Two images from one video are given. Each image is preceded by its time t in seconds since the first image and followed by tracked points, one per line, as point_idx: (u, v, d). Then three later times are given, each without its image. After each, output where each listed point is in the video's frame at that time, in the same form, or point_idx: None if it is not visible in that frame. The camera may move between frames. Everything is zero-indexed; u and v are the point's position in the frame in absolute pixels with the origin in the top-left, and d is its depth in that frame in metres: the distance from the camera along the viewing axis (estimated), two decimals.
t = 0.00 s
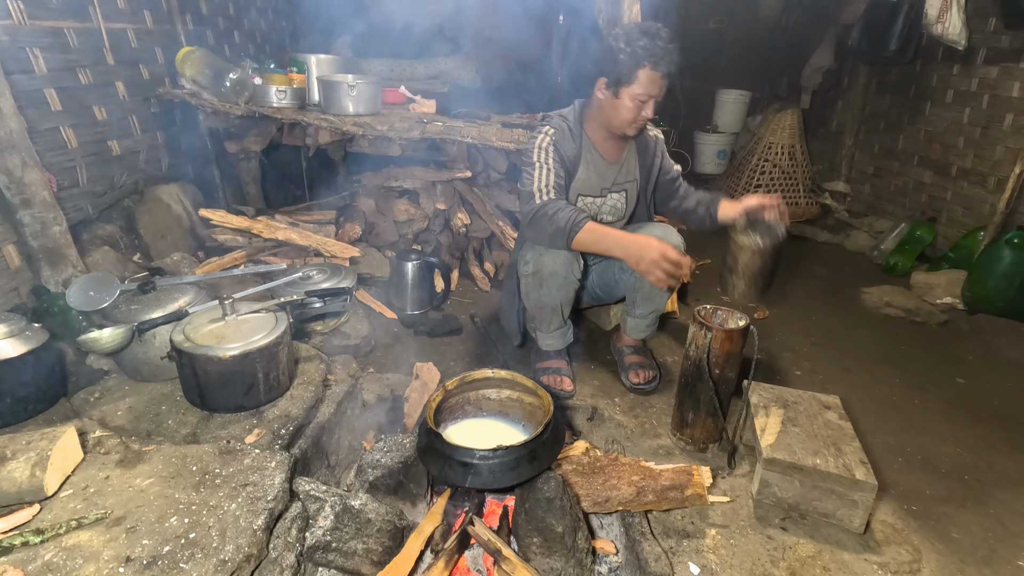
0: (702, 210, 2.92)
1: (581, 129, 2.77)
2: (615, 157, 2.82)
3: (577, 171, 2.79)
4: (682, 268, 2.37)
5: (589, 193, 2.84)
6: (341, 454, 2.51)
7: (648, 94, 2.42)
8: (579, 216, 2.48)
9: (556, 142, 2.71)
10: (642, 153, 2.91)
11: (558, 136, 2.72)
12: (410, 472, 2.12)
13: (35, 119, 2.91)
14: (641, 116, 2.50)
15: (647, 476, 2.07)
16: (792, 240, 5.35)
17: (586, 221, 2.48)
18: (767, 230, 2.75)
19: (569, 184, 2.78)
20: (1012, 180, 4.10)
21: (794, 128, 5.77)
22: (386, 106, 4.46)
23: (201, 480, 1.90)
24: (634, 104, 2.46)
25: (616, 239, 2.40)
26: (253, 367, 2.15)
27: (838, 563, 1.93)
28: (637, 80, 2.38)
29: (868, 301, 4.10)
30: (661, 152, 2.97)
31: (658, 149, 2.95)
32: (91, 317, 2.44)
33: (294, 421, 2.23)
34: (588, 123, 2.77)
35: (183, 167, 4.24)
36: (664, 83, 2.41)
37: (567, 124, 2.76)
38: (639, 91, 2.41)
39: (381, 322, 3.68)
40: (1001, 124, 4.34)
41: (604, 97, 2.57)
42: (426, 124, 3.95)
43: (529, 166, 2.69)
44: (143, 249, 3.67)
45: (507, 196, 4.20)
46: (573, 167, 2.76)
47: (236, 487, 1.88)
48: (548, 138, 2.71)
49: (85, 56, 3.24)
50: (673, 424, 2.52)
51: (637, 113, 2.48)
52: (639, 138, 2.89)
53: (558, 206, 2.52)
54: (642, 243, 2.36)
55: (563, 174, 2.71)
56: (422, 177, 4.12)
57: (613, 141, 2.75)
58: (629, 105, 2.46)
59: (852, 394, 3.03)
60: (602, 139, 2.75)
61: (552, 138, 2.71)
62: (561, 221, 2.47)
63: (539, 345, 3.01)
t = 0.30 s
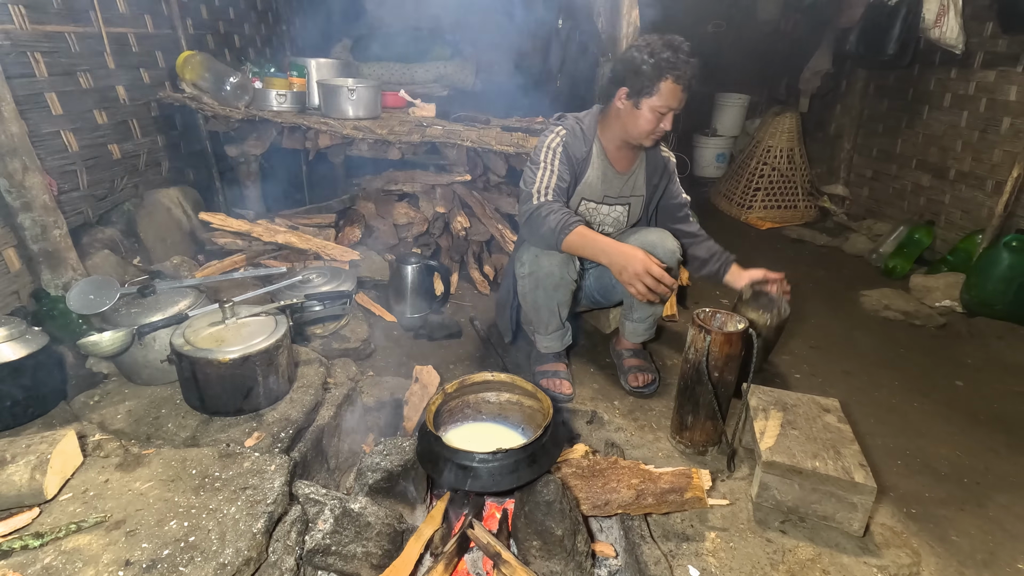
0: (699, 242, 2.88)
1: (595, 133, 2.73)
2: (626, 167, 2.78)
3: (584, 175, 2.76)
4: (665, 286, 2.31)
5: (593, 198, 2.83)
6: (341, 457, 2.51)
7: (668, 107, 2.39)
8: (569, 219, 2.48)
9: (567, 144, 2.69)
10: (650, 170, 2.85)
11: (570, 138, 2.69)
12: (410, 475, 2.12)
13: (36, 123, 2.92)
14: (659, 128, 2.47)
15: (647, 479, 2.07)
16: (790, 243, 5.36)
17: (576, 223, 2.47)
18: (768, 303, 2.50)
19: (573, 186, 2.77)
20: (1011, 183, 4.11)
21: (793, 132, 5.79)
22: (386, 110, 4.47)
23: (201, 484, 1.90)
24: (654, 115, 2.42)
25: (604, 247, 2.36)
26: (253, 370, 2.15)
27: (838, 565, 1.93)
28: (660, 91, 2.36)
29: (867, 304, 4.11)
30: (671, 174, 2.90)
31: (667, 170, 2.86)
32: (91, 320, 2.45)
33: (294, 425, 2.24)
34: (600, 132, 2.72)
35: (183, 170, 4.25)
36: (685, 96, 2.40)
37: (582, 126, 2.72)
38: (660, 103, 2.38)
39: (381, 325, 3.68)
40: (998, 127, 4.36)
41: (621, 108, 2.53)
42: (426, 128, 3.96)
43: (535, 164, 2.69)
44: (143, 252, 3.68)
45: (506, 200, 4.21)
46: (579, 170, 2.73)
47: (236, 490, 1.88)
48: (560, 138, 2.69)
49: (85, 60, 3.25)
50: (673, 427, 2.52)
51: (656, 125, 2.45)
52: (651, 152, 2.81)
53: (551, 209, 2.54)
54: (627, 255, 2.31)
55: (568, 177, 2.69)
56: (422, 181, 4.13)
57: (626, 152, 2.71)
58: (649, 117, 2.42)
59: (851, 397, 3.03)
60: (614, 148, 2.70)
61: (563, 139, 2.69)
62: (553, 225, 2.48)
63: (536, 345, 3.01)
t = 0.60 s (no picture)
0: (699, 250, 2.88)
1: (608, 140, 2.73)
2: (635, 178, 2.80)
3: (590, 181, 2.79)
4: (651, 304, 2.34)
5: (599, 205, 2.87)
6: (341, 457, 2.51)
7: (686, 123, 2.37)
8: (566, 224, 2.48)
9: (577, 147, 2.69)
10: (658, 185, 2.87)
11: (582, 143, 2.70)
12: (409, 475, 2.14)
13: (37, 123, 2.92)
14: (675, 143, 2.46)
15: (646, 479, 2.08)
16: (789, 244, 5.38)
17: (572, 230, 2.47)
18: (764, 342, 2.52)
19: (577, 190, 2.79)
20: (1009, 184, 4.12)
21: (793, 132, 5.80)
22: (386, 110, 4.47)
23: (201, 484, 1.90)
24: (670, 131, 2.40)
25: (596, 258, 2.37)
26: (254, 370, 2.16)
27: (837, 565, 1.93)
28: (678, 108, 2.33)
29: (866, 304, 4.12)
30: (679, 195, 2.91)
31: (674, 188, 2.88)
32: (92, 320, 2.45)
33: (294, 425, 2.24)
34: (613, 139, 2.72)
35: (183, 170, 4.26)
36: (703, 111, 2.36)
37: (595, 132, 2.72)
38: (676, 119, 2.35)
39: (381, 325, 3.69)
40: (997, 128, 4.36)
41: (637, 120, 2.49)
42: (425, 129, 3.98)
43: (543, 164, 2.70)
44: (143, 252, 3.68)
45: (506, 201, 4.21)
46: (588, 175, 2.76)
47: (236, 490, 1.88)
48: (572, 141, 2.69)
49: (85, 61, 3.25)
50: (672, 427, 2.52)
51: (671, 140, 2.43)
52: (662, 169, 2.83)
53: (551, 211, 2.54)
54: (618, 269, 2.33)
55: (571, 180, 2.70)
56: (422, 181, 4.12)
57: (637, 162, 2.70)
58: (665, 132, 2.40)
59: (850, 397, 3.04)
60: (624, 158, 2.71)
61: (575, 142, 2.69)
62: (552, 227, 2.48)
63: (535, 346, 3.01)
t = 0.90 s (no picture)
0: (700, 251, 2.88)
1: (611, 143, 2.73)
2: (637, 183, 2.80)
3: (593, 184, 2.79)
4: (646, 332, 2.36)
5: (601, 209, 2.88)
6: (343, 457, 2.52)
7: (687, 128, 2.35)
8: (574, 236, 2.48)
9: (582, 151, 2.67)
10: (662, 189, 2.87)
11: (587, 146, 2.68)
12: (410, 475, 2.14)
13: (40, 124, 2.93)
14: (675, 148, 2.44)
15: (647, 480, 2.08)
16: (790, 244, 5.38)
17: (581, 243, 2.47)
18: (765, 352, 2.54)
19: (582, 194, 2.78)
20: (1011, 184, 4.11)
21: (795, 133, 5.80)
22: (388, 111, 4.48)
23: (204, 483, 1.91)
24: (670, 135, 2.39)
25: (598, 278, 2.38)
26: (256, 371, 2.17)
27: (838, 566, 1.93)
28: (678, 112, 2.32)
29: (867, 305, 4.11)
30: (682, 198, 2.92)
31: (678, 192, 2.89)
32: (94, 320, 2.46)
33: (296, 425, 2.25)
34: (616, 143, 2.72)
35: (185, 171, 4.27)
36: (704, 118, 2.35)
37: (598, 136, 2.71)
38: (678, 124, 2.34)
39: (382, 326, 3.69)
40: (999, 128, 4.35)
41: (638, 124, 2.49)
42: (427, 129, 4.01)
43: (549, 169, 2.67)
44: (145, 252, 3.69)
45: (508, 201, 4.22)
46: (592, 178, 2.75)
47: (238, 489, 1.89)
48: (577, 145, 2.67)
49: (89, 61, 3.26)
50: (673, 427, 2.53)
51: (671, 144, 2.41)
52: (666, 171, 2.82)
53: (561, 220, 2.54)
54: (619, 292, 2.33)
55: (579, 186, 2.69)
56: (423, 181, 4.12)
57: (639, 166, 2.70)
58: (665, 136, 2.38)
59: (851, 398, 3.04)
60: (627, 162, 2.71)
61: (580, 146, 2.67)
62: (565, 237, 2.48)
63: (534, 347, 3.02)
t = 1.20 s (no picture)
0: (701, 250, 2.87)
1: (612, 145, 2.72)
2: (640, 182, 2.80)
3: (599, 189, 2.79)
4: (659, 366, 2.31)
5: (606, 211, 2.87)
6: (344, 455, 2.52)
7: (676, 122, 2.33)
8: (597, 266, 2.52)
9: (585, 159, 2.67)
10: (665, 185, 2.87)
11: (589, 153, 2.68)
12: (410, 473, 2.13)
13: (44, 122, 2.94)
14: (667, 143, 2.41)
15: (648, 480, 2.08)
16: (793, 243, 5.37)
17: (601, 274, 2.52)
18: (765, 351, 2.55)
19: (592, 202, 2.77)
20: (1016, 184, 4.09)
21: (798, 131, 5.78)
22: (390, 109, 4.48)
23: (206, 481, 1.91)
24: (661, 129, 2.37)
25: (614, 308, 2.43)
26: (258, 369, 2.17)
27: (840, 567, 1.93)
28: (665, 106, 2.30)
29: (870, 304, 4.10)
30: (685, 193, 2.93)
31: (682, 187, 2.89)
32: (97, 318, 2.47)
33: (298, 423, 2.25)
34: (616, 142, 2.71)
35: (188, 169, 4.27)
36: (694, 110, 2.31)
37: (599, 142, 2.71)
38: (667, 118, 2.32)
39: (384, 324, 3.70)
40: (1004, 127, 4.33)
41: (632, 119, 2.50)
42: (430, 127, 3.99)
43: (558, 185, 2.67)
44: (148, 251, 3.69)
45: (510, 200, 4.22)
46: (596, 183, 2.75)
47: (240, 488, 1.89)
48: (578, 154, 2.67)
49: (92, 60, 3.27)
50: (675, 426, 2.53)
51: (663, 140, 2.39)
52: (667, 166, 2.82)
53: (584, 245, 2.55)
54: (632, 321, 2.35)
55: (590, 198, 2.70)
56: (425, 180, 4.11)
57: (639, 164, 2.70)
58: (655, 131, 2.37)
59: (854, 398, 3.03)
60: (629, 162, 2.70)
61: (582, 154, 2.67)
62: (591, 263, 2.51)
63: (533, 346, 3.02)
